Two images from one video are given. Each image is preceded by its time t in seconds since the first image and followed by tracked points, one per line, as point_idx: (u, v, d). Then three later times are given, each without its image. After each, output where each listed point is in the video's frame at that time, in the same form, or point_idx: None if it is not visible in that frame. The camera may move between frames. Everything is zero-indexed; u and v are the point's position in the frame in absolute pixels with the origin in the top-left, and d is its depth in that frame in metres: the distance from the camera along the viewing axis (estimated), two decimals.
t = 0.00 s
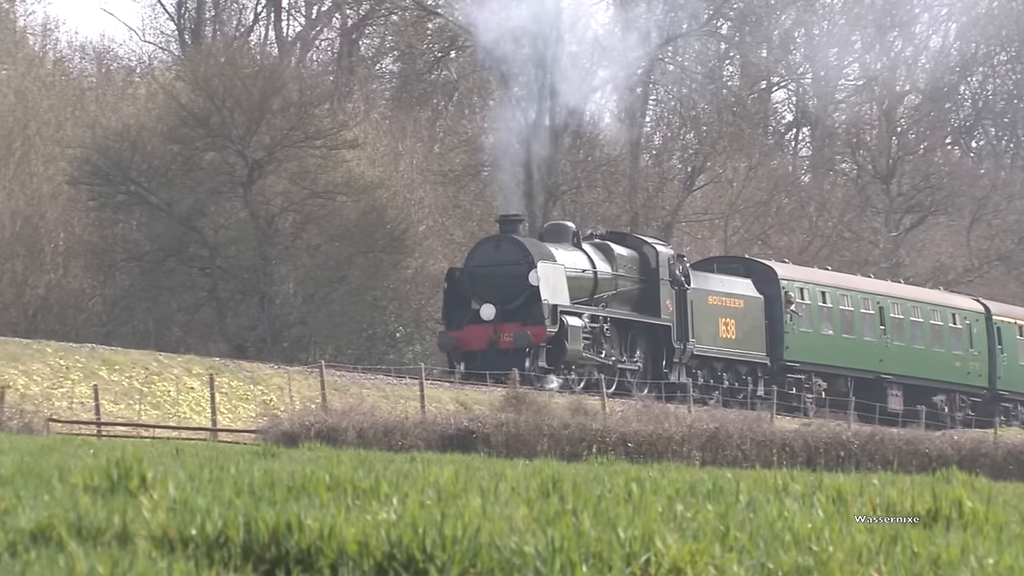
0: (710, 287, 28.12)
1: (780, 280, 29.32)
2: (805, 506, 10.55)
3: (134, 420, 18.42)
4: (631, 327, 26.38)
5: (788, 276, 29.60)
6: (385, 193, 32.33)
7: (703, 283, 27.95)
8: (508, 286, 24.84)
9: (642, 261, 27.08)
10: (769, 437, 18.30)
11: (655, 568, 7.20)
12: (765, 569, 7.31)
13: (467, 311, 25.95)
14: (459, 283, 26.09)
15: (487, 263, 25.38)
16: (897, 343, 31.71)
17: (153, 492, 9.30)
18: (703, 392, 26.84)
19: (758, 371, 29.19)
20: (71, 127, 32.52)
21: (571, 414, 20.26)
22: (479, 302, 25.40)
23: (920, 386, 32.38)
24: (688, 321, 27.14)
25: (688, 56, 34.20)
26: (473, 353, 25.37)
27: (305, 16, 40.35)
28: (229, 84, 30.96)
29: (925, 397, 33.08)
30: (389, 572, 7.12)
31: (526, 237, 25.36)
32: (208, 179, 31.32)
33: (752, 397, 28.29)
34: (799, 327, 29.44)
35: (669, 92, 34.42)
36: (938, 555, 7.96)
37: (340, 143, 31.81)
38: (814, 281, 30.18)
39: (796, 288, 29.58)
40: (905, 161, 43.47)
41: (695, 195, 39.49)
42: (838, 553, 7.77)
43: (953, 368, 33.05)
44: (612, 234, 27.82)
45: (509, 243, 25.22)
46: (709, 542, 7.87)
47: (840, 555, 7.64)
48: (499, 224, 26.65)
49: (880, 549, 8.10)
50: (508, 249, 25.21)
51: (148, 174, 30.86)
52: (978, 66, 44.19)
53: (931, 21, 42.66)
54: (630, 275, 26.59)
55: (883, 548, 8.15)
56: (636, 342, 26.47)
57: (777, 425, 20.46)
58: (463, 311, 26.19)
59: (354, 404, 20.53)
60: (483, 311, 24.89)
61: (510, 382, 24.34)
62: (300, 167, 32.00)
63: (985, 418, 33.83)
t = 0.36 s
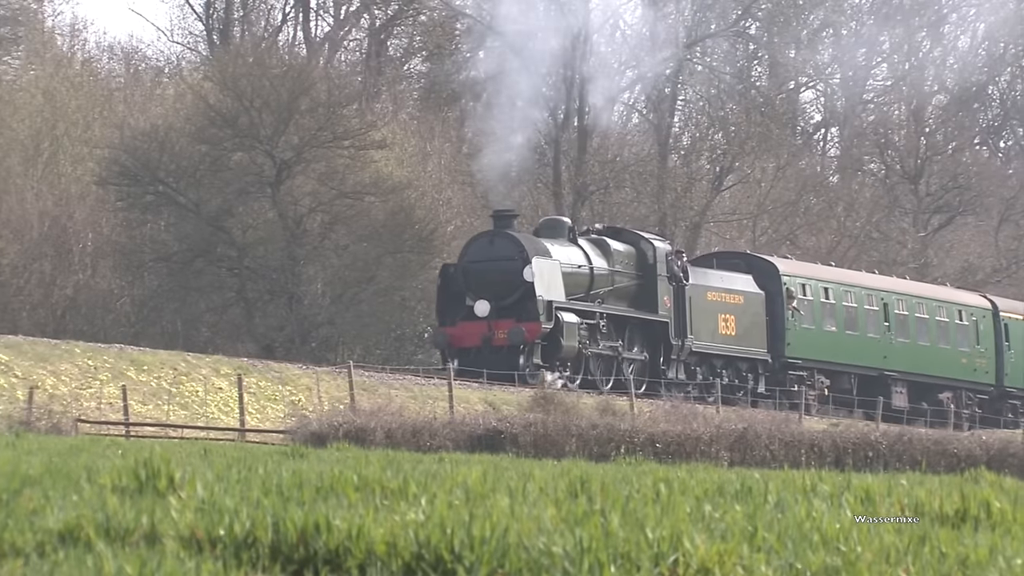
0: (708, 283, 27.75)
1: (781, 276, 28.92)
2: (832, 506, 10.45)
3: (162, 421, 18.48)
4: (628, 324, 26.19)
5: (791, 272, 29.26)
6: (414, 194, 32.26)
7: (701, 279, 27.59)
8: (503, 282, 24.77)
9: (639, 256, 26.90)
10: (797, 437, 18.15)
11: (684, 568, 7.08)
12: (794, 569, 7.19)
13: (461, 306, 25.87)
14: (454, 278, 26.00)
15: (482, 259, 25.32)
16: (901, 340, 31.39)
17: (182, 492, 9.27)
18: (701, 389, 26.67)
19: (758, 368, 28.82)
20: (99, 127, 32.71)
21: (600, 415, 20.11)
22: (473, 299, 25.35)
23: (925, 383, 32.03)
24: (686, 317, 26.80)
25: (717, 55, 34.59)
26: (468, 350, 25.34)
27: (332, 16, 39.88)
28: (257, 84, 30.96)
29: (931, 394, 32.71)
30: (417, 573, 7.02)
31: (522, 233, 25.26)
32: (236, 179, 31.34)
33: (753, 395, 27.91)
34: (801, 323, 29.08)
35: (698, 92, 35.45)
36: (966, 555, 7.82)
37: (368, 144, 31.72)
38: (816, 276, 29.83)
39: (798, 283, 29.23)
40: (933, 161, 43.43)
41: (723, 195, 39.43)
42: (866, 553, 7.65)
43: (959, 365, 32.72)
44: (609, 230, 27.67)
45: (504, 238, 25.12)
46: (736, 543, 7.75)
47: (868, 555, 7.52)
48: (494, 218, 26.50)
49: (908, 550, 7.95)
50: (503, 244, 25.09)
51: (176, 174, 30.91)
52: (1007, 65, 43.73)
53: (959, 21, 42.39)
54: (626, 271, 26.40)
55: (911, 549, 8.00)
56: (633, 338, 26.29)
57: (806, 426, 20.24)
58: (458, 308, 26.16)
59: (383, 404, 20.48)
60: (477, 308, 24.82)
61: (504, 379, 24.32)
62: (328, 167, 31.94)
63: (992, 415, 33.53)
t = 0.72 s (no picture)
0: (706, 279, 27.61)
1: (780, 272, 28.75)
2: (859, 506, 10.35)
3: (189, 421, 18.51)
4: (623, 320, 25.89)
5: (789, 268, 29.07)
6: (440, 194, 32.59)
7: (699, 275, 27.44)
8: (495, 278, 24.48)
9: (634, 252, 26.62)
10: (824, 437, 18.02)
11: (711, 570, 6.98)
12: (821, 569, 7.10)
13: (452, 303, 25.53)
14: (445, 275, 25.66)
15: (473, 256, 25.00)
16: (904, 336, 31.16)
17: (209, 492, 9.23)
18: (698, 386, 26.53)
19: (757, 365, 28.70)
20: (126, 128, 32.77)
21: (627, 415, 20.00)
22: (464, 295, 25.01)
23: (928, 380, 31.80)
24: (683, 314, 26.65)
25: (743, 56, 34.87)
26: (458, 347, 24.98)
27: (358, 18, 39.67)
28: (283, 85, 30.92)
29: (935, 391, 32.43)
30: (444, 574, 6.93)
31: (513, 229, 24.96)
32: (263, 180, 31.36)
33: (751, 392, 27.79)
34: (801, 319, 28.94)
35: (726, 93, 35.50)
36: (993, 556, 7.70)
37: (395, 145, 31.71)
38: (816, 272, 29.65)
39: (797, 279, 29.08)
40: (960, 162, 43.96)
41: (750, 196, 39.39)
42: (892, 554, 7.54)
43: (964, 362, 32.47)
44: (604, 225, 27.35)
45: (495, 234, 24.81)
46: (762, 543, 7.63)
47: (895, 556, 7.41)
48: (485, 214, 26.16)
49: (934, 550, 7.84)
50: (494, 240, 24.79)
51: (202, 174, 30.93)
52: None
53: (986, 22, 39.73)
54: (622, 267, 26.08)
55: (936, 548, 7.90)
56: (627, 335, 26.00)
57: (834, 427, 20.06)
58: (448, 305, 25.79)
59: (410, 405, 20.36)
60: (467, 304, 24.47)
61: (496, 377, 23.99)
62: (355, 168, 31.93)
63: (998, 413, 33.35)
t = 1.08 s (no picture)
0: (703, 275, 27.27)
1: (778, 268, 28.44)
2: (886, 506, 10.25)
3: (216, 422, 18.51)
4: (617, 317, 25.65)
5: (788, 264, 28.75)
6: (469, 196, 32.51)
7: (695, 272, 27.14)
8: (487, 274, 24.32)
9: (630, 248, 26.37)
10: (851, 437, 17.85)
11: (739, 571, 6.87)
12: (849, 569, 7.01)
13: (443, 300, 25.36)
14: (436, 271, 25.48)
15: (464, 251, 24.81)
16: (906, 334, 30.79)
17: (235, 493, 9.18)
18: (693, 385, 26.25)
19: (754, 362, 28.23)
20: (153, 129, 32.72)
21: (654, 416, 19.89)
22: (455, 292, 24.84)
23: (931, 377, 31.42)
24: (679, 310, 26.32)
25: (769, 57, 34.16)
26: (448, 344, 24.78)
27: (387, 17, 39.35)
28: (310, 86, 30.88)
29: (938, 389, 32.01)
30: None
31: (505, 225, 24.79)
32: (290, 181, 31.34)
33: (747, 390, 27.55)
34: (800, 316, 28.57)
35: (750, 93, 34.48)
36: None
37: (422, 146, 31.75)
38: (815, 269, 29.29)
39: (796, 275, 28.73)
40: (987, 162, 42.92)
41: (777, 197, 39.23)
42: (920, 555, 7.42)
43: (968, 360, 32.12)
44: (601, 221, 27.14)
45: (486, 230, 24.63)
46: (790, 544, 7.53)
47: (923, 557, 7.30)
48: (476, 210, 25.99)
49: (962, 550, 7.71)
50: (485, 236, 24.62)
51: (230, 175, 30.86)
52: None
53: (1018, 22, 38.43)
54: (616, 263, 25.87)
55: (965, 549, 7.76)
56: (621, 332, 25.75)
57: (861, 428, 19.89)
58: (439, 302, 25.62)
59: (437, 406, 20.25)
60: (459, 301, 24.28)
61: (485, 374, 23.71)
62: (382, 169, 31.98)
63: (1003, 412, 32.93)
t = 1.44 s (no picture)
0: (701, 273, 26.93)
1: (779, 264, 28.09)
2: (916, 508, 10.11)
3: (246, 424, 18.52)
4: (613, 314, 25.25)
5: (788, 261, 28.37)
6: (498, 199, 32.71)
7: (693, 269, 26.78)
8: (479, 271, 23.80)
9: (626, 245, 25.97)
10: (881, 439, 17.64)
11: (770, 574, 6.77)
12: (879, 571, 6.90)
13: (435, 297, 24.89)
14: (427, 268, 24.99)
15: (456, 248, 24.31)
16: (910, 332, 30.47)
17: (265, 495, 9.14)
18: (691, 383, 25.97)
19: (754, 361, 27.91)
20: (183, 131, 32.77)
21: (684, 418, 19.74)
22: (447, 289, 24.35)
23: (936, 376, 31.10)
24: (677, 307, 25.99)
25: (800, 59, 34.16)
26: (441, 342, 24.30)
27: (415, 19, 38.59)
28: (340, 88, 31.01)
29: (944, 388, 31.79)
30: None
31: (498, 222, 24.27)
32: (320, 183, 31.45)
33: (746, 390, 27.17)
34: (801, 314, 28.21)
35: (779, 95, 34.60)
36: None
37: (453, 148, 31.76)
38: (817, 267, 28.95)
39: (797, 273, 28.36)
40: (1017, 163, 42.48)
41: (806, 199, 39.06)
42: (950, 556, 7.29)
43: (973, 358, 31.83)
44: (596, 218, 26.76)
45: (478, 226, 24.13)
46: (820, 546, 7.42)
47: (954, 559, 7.18)
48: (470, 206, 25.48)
49: (991, 552, 7.58)
50: (477, 233, 24.11)
51: (260, 177, 30.97)
52: None
53: None
54: (611, 260, 25.46)
55: (994, 551, 7.62)
56: (619, 330, 25.34)
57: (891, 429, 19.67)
58: (431, 299, 25.12)
59: (466, 408, 20.15)
60: (450, 298, 23.80)
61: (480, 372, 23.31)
62: (412, 171, 32.12)
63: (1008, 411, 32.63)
